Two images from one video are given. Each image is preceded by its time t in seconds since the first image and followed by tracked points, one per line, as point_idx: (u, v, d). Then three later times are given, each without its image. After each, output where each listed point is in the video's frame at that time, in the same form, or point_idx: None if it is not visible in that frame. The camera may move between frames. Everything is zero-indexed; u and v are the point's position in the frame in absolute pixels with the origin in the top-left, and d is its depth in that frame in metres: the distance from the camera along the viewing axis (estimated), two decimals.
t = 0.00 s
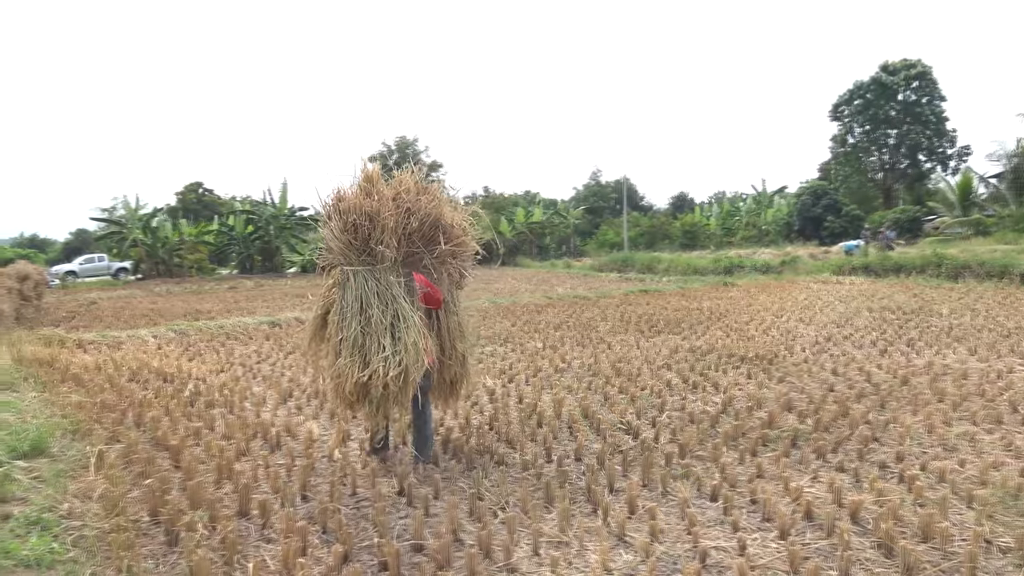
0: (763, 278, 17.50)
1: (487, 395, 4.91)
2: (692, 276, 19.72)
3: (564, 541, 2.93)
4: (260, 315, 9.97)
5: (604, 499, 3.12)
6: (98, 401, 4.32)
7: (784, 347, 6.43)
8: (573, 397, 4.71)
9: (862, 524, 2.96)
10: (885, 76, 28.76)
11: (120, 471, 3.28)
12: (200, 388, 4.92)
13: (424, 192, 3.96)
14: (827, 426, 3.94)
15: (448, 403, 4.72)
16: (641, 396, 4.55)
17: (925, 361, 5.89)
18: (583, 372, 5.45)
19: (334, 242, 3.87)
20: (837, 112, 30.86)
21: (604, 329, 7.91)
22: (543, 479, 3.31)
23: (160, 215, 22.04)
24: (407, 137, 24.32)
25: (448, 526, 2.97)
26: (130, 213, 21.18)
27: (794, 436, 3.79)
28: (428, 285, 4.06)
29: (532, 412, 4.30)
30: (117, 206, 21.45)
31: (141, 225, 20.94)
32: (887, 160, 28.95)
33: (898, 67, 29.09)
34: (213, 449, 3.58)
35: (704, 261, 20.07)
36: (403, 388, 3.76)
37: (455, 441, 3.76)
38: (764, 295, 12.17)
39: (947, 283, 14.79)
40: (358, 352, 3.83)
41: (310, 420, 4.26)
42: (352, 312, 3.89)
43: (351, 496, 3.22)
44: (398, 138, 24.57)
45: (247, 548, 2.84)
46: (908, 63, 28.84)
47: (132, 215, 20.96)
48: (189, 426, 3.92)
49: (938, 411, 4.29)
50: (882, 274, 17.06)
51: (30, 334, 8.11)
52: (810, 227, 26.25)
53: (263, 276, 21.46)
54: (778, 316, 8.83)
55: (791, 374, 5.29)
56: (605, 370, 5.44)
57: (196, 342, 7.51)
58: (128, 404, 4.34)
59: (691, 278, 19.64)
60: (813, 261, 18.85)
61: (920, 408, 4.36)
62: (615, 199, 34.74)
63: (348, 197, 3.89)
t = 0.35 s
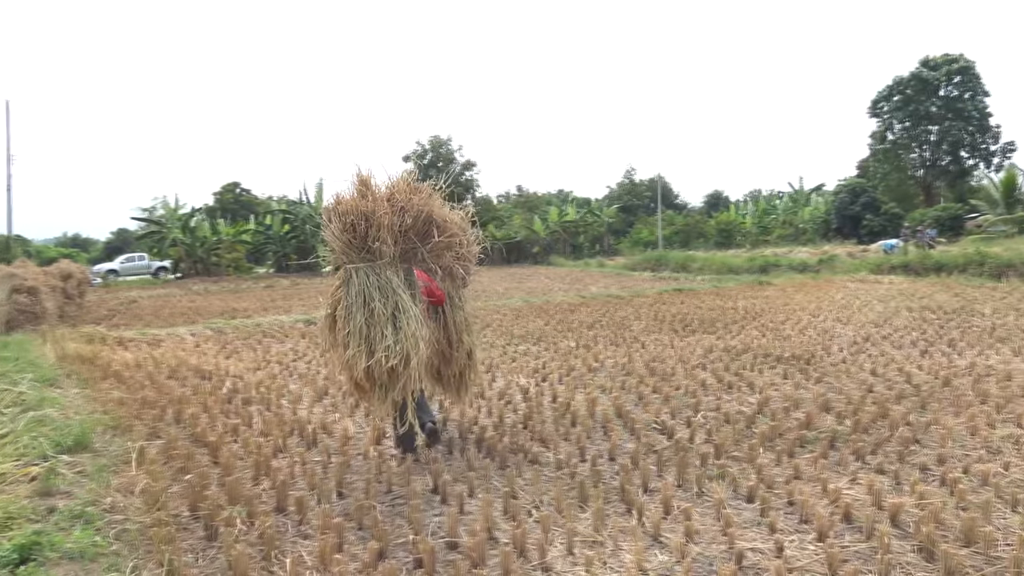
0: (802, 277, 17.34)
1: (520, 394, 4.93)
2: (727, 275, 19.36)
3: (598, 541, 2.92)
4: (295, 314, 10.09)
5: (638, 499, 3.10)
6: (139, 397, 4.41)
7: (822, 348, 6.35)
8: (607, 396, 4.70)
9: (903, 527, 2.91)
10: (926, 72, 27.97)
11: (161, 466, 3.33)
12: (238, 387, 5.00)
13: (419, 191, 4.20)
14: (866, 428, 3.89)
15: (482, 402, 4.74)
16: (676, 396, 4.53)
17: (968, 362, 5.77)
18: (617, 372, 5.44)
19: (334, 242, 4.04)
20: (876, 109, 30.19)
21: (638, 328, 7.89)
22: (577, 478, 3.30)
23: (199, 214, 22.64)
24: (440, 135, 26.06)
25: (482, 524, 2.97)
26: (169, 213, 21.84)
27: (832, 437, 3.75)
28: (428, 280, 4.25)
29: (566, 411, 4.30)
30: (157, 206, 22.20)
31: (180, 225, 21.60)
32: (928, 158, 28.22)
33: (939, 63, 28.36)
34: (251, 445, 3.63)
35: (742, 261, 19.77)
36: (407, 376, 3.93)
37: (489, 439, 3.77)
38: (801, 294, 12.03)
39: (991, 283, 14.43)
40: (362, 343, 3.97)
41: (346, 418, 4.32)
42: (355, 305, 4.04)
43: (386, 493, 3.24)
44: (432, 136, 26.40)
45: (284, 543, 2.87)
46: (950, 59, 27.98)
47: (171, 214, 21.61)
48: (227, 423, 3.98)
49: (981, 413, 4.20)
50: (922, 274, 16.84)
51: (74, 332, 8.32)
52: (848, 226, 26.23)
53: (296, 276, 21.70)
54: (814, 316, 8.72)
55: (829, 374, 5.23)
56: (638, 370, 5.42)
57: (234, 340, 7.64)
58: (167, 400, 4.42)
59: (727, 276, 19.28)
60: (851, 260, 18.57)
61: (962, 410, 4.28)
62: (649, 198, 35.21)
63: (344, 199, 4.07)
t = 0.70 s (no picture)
0: (848, 277, 17.17)
1: (562, 394, 4.92)
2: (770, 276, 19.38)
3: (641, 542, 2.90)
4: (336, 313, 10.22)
5: (682, 501, 3.08)
6: (188, 394, 4.51)
7: (870, 350, 6.22)
8: (650, 398, 4.67)
9: (956, 534, 2.85)
10: (977, 69, 26.89)
11: (209, 461, 3.39)
12: (283, 384, 5.13)
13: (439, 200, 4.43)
14: (916, 433, 3.81)
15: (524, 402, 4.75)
16: (720, 398, 4.49)
17: None
18: (659, 373, 5.41)
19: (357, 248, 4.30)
20: (927, 106, 29.32)
21: (681, 328, 7.85)
22: (620, 479, 3.29)
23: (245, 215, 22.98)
24: (480, 137, 26.96)
25: (525, 524, 2.97)
26: (216, 212, 22.19)
27: (881, 442, 3.69)
28: (446, 283, 4.48)
29: (608, 412, 4.28)
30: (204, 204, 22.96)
31: (226, 225, 21.94)
32: (981, 156, 27.57)
33: (991, 58, 27.21)
34: (296, 442, 3.69)
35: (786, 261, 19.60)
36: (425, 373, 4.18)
37: (532, 439, 3.76)
38: (848, 295, 11.89)
39: None
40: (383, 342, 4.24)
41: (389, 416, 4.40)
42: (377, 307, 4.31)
43: (429, 491, 3.26)
44: (475, 136, 27.97)
45: (330, 539, 2.90)
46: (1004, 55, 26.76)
47: (218, 213, 22.01)
48: (274, 420, 4.06)
49: None
50: (974, 275, 16.59)
51: (125, 328, 8.59)
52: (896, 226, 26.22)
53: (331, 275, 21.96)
54: (862, 317, 8.60)
55: (877, 377, 5.14)
56: (682, 371, 5.40)
57: (279, 338, 7.80)
58: (216, 396, 4.53)
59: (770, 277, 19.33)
60: (900, 260, 18.24)
61: (1018, 416, 4.16)
62: (692, 198, 35.92)
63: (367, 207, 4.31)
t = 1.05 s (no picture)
0: (895, 279, 16.90)
1: (603, 395, 4.90)
2: (815, 276, 19.41)
3: (683, 547, 2.88)
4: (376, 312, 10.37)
5: (725, 504, 3.05)
6: (234, 392, 4.61)
7: (919, 353, 6.11)
8: (692, 400, 4.64)
9: (1009, 542, 2.77)
10: None
11: (255, 458, 3.46)
12: (325, 384, 5.26)
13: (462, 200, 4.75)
14: (968, 438, 3.73)
15: (564, 402, 4.74)
16: (764, 400, 4.45)
17: None
18: (702, 375, 5.37)
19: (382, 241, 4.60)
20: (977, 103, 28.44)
21: (724, 330, 7.80)
22: (663, 481, 3.27)
23: (290, 216, 23.61)
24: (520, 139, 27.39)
25: (567, 524, 2.96)
26: (262, 214, 22.90)
27: (931, 446, 3.62)
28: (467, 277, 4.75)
29: (650, 413, 4.26)
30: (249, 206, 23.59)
31: (271, 225, 22.60)
32: None
33: None
34: (339, 440, 3.74)
35: (831, 261, 19.47)
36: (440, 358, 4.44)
37: (573, 440, 3.76)
38: (896, 297, 11.66)
39: None
40: (402, 327, 4.53)
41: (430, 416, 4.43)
42: (398, 295, 4.60)
43: (471, 491, 3.28)
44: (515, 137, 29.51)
45: (373, 537, 2.93)
46: None
47: (263, 214, 22.64)
48: (318, 419, 4.13)
49: None
50: None
51: (174, 327, 8.83)
52: (947, 226, 26.09)
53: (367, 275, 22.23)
54: (910, 320, 8.43)
55: (927, 380, 5.04)
56: (725, 372, 5.36)
57: (324, 338, 7.95)
58: (261, 395, 4.63)
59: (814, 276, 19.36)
60: (951, 261, 17.96)
61: None
62: (735, 198, 36.51)
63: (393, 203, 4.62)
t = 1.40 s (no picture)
0: (940, 280, 16.63)
1: (642, 397, 4.88)
2: (857, 276, 19.29)
3: (724, 550, 2.85)
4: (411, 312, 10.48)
5: (767, 508, 3.02)
6: (276, 391, 4.69)
7: (969, 357, 5.97)
8: (733, 403, 4.61)
9: None
10: None
11: (297, 457, 3.51)
12: (364, 385, 5.36)
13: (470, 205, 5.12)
14: (1018, 445, 3.64)
15: (603, 404, 4.73)
16: (806, 403, 4.40)
17: None
18: (742, 378, 5.33)
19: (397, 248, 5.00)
20: None
21: (765, 332, 7.72)
22: (703, 484, 3.25)
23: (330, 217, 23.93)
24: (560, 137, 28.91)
25: (606, 527, 2.95)
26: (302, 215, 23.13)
27: (980, 453, 3.54)
28: (480, 278, 5.12)
29: (690, 416, 4.24)
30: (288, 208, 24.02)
31: (312, 226, 22.94)
32: None
33: None
34: (379, 440, 3.78)
35: (873, 262, 19.31)
36: (456, 354, 4.85)
37: (612, 441, 3.75)
38: (943, 299, 11.42)
39: None
40: (419, 326, 4.96)
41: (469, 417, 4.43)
42: (414, 297, 5.02)
43: (510, 492, 3.29)
44: (553, 138, 30.85)
45: (412, 536, 2.95)
46: None
47: (304, 215, 22.94)
48: (358, 418, 4.18)
49: None
50: None
51: (217, 326, 9.02)
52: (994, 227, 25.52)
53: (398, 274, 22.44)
54: (958, 323, 8.26)
55: (976, 385, 4.94)
56: (766, 375, 5.31)
57: (363, 339, 8.05)
58: (301, 394, 4.72)
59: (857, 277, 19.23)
60: (1000, 262, 17.64)
61: None
62: (777, 198, 36.74)
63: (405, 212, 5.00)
